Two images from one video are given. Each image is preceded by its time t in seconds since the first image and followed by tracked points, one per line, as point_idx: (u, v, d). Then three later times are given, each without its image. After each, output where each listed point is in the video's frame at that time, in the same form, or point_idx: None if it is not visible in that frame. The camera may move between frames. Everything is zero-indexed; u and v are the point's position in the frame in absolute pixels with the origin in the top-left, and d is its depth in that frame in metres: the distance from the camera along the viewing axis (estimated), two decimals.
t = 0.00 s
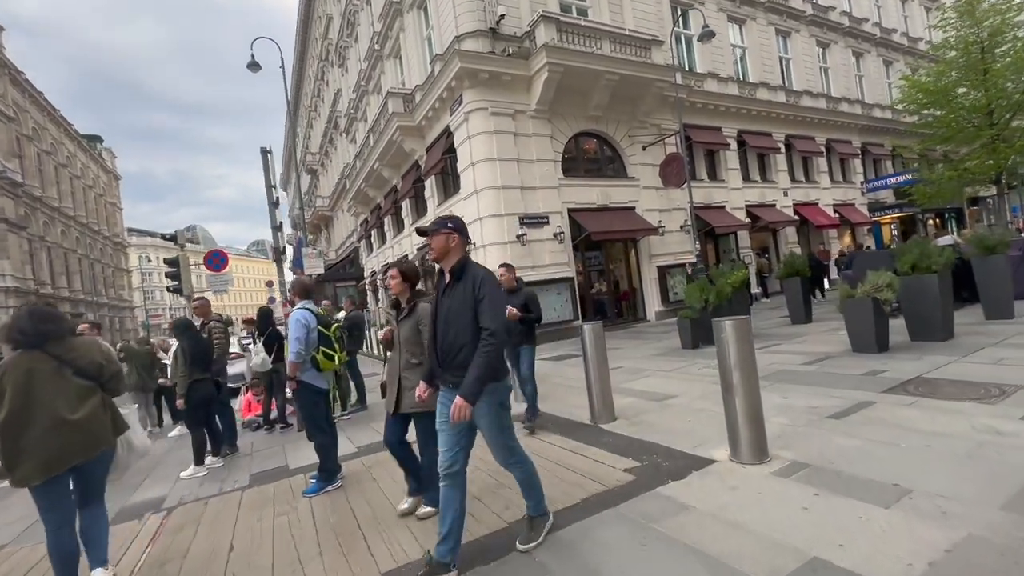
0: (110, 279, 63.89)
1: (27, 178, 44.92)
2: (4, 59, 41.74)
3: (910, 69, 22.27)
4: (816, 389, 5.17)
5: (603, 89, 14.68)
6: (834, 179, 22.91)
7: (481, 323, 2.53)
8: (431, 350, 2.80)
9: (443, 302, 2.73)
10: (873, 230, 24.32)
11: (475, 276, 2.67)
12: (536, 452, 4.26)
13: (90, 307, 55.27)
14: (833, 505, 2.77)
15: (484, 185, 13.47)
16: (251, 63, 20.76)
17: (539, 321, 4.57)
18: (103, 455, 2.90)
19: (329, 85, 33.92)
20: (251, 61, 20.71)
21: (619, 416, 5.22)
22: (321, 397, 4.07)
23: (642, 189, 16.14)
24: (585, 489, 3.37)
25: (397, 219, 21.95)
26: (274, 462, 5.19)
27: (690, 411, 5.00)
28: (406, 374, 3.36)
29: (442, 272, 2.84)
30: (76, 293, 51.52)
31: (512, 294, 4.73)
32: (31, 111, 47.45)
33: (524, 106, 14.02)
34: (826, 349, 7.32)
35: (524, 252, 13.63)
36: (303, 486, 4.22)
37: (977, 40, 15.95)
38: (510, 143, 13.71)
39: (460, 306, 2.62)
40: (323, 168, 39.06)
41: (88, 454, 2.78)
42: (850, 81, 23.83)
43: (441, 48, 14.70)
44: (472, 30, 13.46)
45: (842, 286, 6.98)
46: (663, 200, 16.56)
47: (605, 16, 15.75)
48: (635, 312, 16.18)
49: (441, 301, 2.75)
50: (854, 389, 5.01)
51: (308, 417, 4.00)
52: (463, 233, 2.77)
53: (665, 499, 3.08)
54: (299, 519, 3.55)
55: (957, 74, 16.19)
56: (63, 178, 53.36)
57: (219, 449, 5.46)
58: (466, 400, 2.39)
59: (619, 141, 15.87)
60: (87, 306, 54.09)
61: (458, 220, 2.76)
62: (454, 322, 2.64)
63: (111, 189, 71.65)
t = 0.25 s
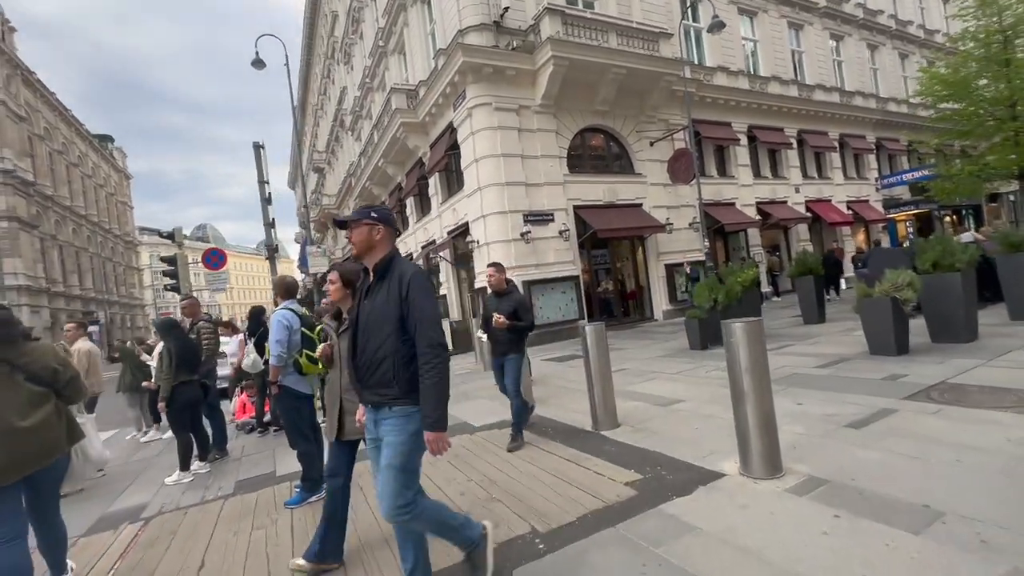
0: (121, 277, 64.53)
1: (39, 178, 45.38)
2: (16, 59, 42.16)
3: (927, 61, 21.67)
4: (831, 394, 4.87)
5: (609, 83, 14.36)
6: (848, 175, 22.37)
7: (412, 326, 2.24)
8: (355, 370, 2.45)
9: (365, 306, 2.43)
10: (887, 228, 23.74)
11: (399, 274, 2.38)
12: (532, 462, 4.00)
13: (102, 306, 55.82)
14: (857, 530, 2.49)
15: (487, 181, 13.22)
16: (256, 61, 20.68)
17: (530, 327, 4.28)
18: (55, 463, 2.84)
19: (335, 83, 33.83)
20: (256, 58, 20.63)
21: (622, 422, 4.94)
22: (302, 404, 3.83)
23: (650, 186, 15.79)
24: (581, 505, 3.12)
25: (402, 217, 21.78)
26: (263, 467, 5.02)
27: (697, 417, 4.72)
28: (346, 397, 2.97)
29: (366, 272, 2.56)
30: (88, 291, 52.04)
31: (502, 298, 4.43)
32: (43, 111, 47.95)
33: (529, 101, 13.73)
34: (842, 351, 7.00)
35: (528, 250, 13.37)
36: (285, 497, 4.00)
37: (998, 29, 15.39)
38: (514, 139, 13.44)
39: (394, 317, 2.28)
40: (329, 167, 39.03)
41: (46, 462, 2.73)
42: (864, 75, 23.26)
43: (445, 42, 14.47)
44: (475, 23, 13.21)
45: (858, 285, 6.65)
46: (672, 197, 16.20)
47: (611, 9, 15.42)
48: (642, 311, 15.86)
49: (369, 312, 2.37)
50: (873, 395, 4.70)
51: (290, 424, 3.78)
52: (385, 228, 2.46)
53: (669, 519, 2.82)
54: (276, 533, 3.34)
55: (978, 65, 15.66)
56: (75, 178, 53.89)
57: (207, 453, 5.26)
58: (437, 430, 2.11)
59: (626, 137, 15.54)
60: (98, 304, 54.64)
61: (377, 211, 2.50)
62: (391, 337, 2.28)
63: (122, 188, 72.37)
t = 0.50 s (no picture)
0: (128, 275, 64.93)
1: (46, 177, 45.62)
2: (21, 58, 42.31)
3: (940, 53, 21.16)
4: (845, 400, 4.61)
5: (613, 77, 14.05)
6: (858, 170, 21.92)
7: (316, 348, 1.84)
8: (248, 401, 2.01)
9: (262, 324, 2.01)
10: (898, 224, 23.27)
11: (299, 282, 1.95)
12: (528, 474, 3.77)
13: (109, 304, 56.18)
14: (883, 559, 2.24)
15: (488, 178, 12.97)
16: (256, 57, 20.52)
17: (515, 327, 4.02)
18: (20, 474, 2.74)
19: (338, 79, 33.64)
20: (256, 55, 20.47)
21: (624, 429, 4.70)
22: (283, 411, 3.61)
23: (655, 181, 15.47)
24: (578, 524, 2.89)
25: (404, 214, 21.58)
26: (249, 473, 4.83)
27: (703, 424, 4.47)
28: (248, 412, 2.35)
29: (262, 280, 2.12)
30: (95, 289, 52.34)
31: (482, 296, 4.14)
32: (49, 110, 48.16)
33: (531, 96, 13.45)
34: (855, 352, 6.71)
35: (530, 247, 13.11)
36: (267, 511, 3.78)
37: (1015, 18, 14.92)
38: (515, 134, 13.17)
39: (292, 340, 1.88)
40: (332, 164, 38.90)
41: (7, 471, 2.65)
42: (875, 67, 22.76)
43: (445, 36, 14.22)
44: (476, 16, 12.95)
45: (873, 283, 6.37)
46: (677, 193, 15.88)
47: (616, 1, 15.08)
48: (647, 310, 15.57)
49: (265, 332, 1.96)
50: (890, 400, 4.44)
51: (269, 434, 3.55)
52: (283, 228, 2.06)
53: (673, 542, 2.58)
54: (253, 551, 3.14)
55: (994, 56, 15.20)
56: (81, 176, 54.13)
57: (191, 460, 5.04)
58: (357, 477, 1.74)
59: (630, 132, 15.23)
60: (105, 302, 55.00)
61: (271, 205, 2.07)
62: (291, 364, 1.88)
63: (128, 186, 72.73)
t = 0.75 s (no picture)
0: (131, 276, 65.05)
1: (48, 177, 45.70)
2: (24, 59, 42.38)
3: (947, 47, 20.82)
4: (858, 402, 4.37)
5: (615, 72, 13.81)
6: (864, 166, 21.59)
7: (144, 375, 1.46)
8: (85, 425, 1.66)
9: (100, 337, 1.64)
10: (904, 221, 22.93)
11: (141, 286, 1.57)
12: (523, 482, 3.56)
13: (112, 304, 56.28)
14: None
15: (488, 175, 12.76)
16: (255, 55, 20.39)
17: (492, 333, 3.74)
18: None
19: (338, 78, 33.50)
20: (255, 53, 20.34)
21: (625, 432, 4.48)
22: (263, 415, 3.40)
23: (658, 178, 15.22)
24: (575, 539, 2.67)
25: (404, 213, 21.40)
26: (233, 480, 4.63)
27: (709, 427, 4.24)
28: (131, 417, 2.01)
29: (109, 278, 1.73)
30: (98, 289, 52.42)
31: (457, 299, 3.85)
32: (51, 111, 48.25)
33: (531, 91, 13.23)
34: (865, 352, 6.47)
35: (531, 245, 12.89)
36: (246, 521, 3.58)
37: None
38: (515, 130, 12.95)
39: (120, 364, 1.51)
40: (333, 163, 38.77)
41: None
42: (881, 62, 22.43)
43: (444, 31, 14.02)
44: (475, 11, 12.75)
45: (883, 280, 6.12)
46: (681, 190, 15.63)
47: None
48: (650, 309, 15.33)
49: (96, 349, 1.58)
50: (906, 403, 4.20)
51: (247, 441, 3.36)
52: (129, 217, 1.67)
53: (677, 560, 2.37)
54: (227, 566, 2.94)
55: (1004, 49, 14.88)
56: (84, 177, 54.24)
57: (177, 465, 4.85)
58: (179, 558, 1.36)
59: (632, 128, 14.98)
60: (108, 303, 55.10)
61: (121, 187, 1.69)
62: (116, 396, 1.50)
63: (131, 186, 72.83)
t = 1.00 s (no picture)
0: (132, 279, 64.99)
1: (49, 180, 45.64)
2: (24, 62, 42.33)
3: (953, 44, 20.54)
4: (873, 413, 4.12)
5: (615, 70, 13.58)
6: (869, 165, 21.30)
7: None
8: None
9: None
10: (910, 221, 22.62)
11: None
12: (516, 504, 3.31)
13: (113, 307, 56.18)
14: None
15: (486, 175, 12.53)
16: (253, 56, 20.23)
17: (454, 343, 3.35)
18: None
19: (337, 79, 33.35)
20: (253, 54, 20.18)
21: (626, 445, 4.23)
22: (238, 433, 3.17)
23: (659, 178, 14.97)
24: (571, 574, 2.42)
25: (403, 215, 21.20)
26: (212, 497, 4.39)
27: (714, 441, 3.99)
28: None
29: None
30: (98, 292, 52.31)
31: (415, 305, 3.42)
32: (52, 114, 48.21)
33: (530, 90, 13.00)
34: (877, 358, 6.21)
35: (530, 247, 12.64)
36: (218, 545, 3.34)
37: None
38: (514, 130, 12.72)
39: None
40: (333, 165, 38.63)
41: None
42: (885, 60, 22.16)
43: (442, 30, 13.81)
44: (473, 8, 12.54)
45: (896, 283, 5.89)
46: (683, 190, 15.37)
47: None
48: (652, 311, 15.06)
49: None
50: (925, 415, 3.94)
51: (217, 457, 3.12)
52: None
53: None
54: None
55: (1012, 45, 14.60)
56: (84, 180, 54.24)
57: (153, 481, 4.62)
58: None
59: (633, 127, 14.74)
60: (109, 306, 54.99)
61: None
62: None
63: (132, 189, 72.89)
